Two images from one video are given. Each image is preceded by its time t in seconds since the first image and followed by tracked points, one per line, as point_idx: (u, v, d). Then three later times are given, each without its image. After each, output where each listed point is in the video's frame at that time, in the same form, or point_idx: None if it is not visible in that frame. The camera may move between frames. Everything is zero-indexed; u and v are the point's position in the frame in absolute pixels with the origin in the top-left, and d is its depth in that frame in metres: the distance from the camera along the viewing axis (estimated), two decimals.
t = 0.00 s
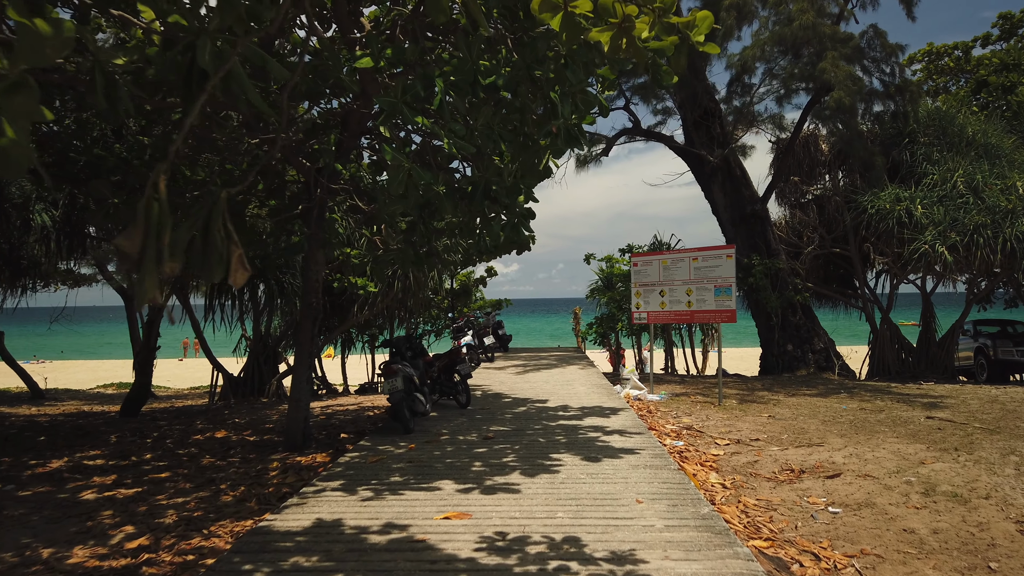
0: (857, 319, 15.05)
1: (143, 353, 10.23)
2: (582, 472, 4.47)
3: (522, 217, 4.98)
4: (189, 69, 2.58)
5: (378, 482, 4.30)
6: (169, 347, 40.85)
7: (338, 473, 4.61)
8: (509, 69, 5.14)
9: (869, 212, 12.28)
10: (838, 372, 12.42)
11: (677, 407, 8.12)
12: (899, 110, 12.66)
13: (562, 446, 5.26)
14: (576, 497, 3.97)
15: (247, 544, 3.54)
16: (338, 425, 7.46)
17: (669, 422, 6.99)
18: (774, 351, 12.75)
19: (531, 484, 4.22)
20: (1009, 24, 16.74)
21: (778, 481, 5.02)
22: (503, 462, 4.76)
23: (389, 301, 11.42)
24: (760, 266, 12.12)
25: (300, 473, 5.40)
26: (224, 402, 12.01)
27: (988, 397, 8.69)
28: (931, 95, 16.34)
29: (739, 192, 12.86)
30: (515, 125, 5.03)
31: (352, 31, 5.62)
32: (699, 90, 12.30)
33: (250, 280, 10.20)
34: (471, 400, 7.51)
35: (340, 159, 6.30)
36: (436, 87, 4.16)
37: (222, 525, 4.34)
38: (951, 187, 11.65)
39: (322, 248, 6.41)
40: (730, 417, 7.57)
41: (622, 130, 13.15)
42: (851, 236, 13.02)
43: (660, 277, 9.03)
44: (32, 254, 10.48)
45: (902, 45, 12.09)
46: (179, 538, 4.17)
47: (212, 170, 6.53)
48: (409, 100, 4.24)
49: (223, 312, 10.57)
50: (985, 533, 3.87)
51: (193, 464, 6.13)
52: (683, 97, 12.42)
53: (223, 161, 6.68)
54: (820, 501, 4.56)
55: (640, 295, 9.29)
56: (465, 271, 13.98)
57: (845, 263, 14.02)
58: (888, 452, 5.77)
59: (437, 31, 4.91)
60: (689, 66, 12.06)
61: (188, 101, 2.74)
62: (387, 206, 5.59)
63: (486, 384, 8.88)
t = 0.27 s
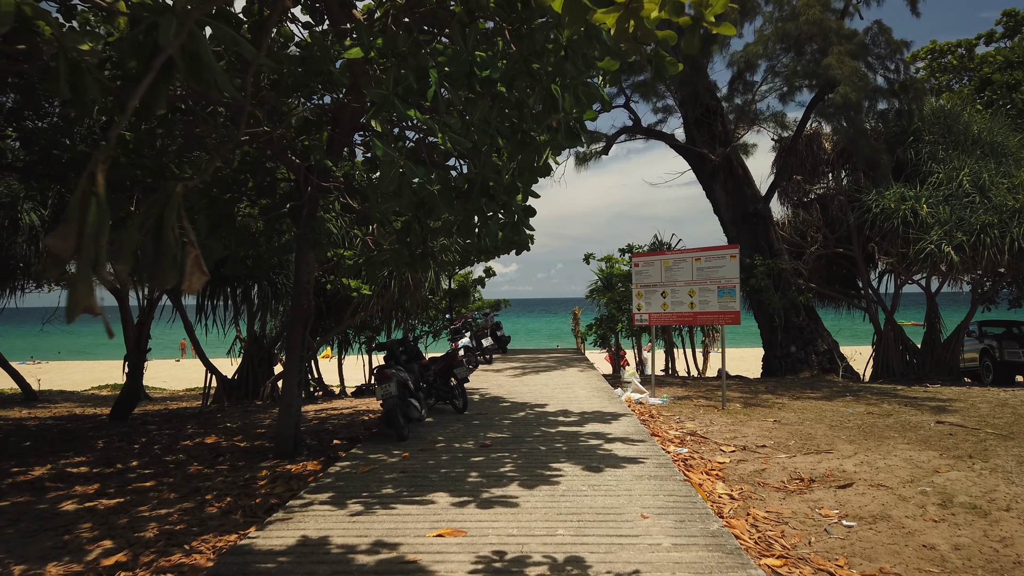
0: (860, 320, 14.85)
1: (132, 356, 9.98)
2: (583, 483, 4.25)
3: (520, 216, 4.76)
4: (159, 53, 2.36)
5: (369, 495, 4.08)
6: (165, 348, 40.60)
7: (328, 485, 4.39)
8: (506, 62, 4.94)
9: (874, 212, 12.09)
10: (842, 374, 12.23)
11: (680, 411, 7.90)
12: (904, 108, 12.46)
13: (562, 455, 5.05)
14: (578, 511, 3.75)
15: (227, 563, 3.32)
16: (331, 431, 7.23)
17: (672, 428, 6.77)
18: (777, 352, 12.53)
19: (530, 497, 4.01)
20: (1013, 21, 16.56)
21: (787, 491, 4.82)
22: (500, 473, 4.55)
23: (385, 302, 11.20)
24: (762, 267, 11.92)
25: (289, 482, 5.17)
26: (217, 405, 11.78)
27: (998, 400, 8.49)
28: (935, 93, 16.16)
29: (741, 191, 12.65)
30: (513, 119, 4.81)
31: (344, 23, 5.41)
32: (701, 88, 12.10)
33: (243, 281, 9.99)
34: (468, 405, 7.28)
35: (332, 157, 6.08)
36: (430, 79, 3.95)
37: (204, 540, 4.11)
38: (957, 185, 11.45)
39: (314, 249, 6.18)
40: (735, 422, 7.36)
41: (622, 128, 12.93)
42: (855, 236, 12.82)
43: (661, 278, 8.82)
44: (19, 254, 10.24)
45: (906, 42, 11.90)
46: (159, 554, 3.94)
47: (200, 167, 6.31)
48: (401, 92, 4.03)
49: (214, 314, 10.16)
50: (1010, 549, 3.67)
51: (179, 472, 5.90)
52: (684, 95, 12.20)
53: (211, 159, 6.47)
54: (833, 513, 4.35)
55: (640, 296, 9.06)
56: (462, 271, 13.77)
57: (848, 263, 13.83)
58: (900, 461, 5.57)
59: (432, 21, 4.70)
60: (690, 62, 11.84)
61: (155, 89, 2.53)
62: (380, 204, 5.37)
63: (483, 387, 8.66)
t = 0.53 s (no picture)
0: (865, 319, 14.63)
1: (123, 355, 9.74)
2: (586, 488, 4.03)
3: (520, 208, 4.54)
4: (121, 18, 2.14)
5: (360, 501, 3.87)
6: (164, 347, 40.43)
7: (318, 490, 4.17)
8: (504, 47, 4.73)
9: (881, 209, 11.88)
10: (848, 374, 12.01)
11: (685, 411, 7.69)
12: (911, 104, 12.25)
13: (564, 458, 4.83)
14: (581, 519, 3.53)
15: (205, 575, 3.11)
16: (325, 433, 7.01)
17: (677, 429, 6.55)
18: (781, 352, 12.31)
19: (530, 503, 3.80)
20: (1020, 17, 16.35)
21: (800, 496, 4.60)
22: (499, 477, 4.33)
23: (382, 301, 10.99)
24: (766, 265, 11.71)
25: (279, 486, 4.95)
26: (212, 406, 11.57)
27: (1011, 401, 8.28)
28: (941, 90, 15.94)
29: (745, 187, 12.44)
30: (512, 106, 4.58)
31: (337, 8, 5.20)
32: (704, 82, 11.88)
33: (239, 279, 9.77)
34: (466, 406, 7.07)
35: (325, 146, 5.86)
36: (424, 60, 3.73)
37: (186, 549, 3.89)
38: (966, 182, 11.24)
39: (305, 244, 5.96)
40: (741, 424, 7.14)
41: (624, 124, 12.72)
42: (861, 234, 12.61)
43: (665, 276, 8.60)
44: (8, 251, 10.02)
45: (913, 35, 11.68)
46: (138, 563, 3.73)
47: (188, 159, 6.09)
48: (393, 76, 3.81)
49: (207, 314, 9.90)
50: None
51: (166, 475, 5.68)
52: (687, 90, 11.99)
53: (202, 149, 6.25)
54: (849, 519, 4.14)
55: (644, 293, 8.85)
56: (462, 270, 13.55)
57: (853, 261, 13.61)
58: (915, 464, 5.36)
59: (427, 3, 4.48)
60: (693, 56, 11.64)
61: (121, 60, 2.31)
62: (373, 196, 5.16)
63: (483, 387, 8.44)
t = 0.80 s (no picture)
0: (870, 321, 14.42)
1: (114, 357, 9.52)
2: (588, 503, 3.81)
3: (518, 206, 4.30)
4: None
5: (348, 517, 3.65)
6: (162, 348, 40.20)
7: (304, 504, 3.95)
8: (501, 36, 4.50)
9: (887, 208, 11.66)
10: (854, 377, 11.80)
11: (689, 417, 7.46)
12: (917, 101, 12.04)
13: (564, 468, 4.61)
14: (582, 537, 3.31)
15: None
16: (318, 439, 6.78)
17: (681, 436, 6.33)
18: (786, 354, 12.09)
19: (528, 519, 3.58)
20: None
21: (812, 509, 4.39)
22: (496, 490, 4.11)
23: (379, 303, 10.78)
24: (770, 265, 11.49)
25: (266, 497, 4.72)
26: (205, 409, 11.34)
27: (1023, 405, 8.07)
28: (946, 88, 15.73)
29: (749, 187, 12.21)
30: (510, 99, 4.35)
31: None
32: (707, 79, 11.66)
33: (232, 281, 9.54)
34: (463, 411, 6.84)
35: (316, 142, 5.64)
36: (416, 48, 3.50)
37: (164, 567, 3.67)
38: (974, 180, 11.02)
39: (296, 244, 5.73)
40: (747, 430, 6.92)
41: (625, 122, 12.50)
42: (867, 234, 12.39)
43: (668, 277, 8.39)
44: None
45: (920, 32, 11.47)
46: None
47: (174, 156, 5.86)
48: (383, 65, 3.58)
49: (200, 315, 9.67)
50: None
51: (150, 485, 5.45)
52: (690, 87, 11.76)
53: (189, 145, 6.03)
54: (865, 535, 3.92)
55: (646, 295, 8.64)
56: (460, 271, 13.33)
57: (858, 262, 13.40)
58: (930, 474, 5.14)
59: None
60: (696, 53, 11.42)
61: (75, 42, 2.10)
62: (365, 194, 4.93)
63: (481, 391, 8.22)
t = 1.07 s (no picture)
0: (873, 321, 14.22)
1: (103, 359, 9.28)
2: (587, 514, 3.60)
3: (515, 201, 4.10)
4: None
5: (333, 530, 3.43)
6: (160, 349, 40.00)
7: (288, 515, 3.73)
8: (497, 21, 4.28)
9: (892, 207, 11.45)
10: (859, 379, 11.59)
11: (691, 420, 7.25)
12: (923, 99, 11.83)
13: (563, 476, 4.40)
14: (580, 552, 3.10)
15: None
16: (309, 444, 6.57)
17: (684, 441, 6.12)
18: (789, 356, 11.87)
19: (524, 532, 3.36)
20: None
21: (823, 519, 4.17)
22: (490, 500, 3.89)
23: (375, 303, 10.57)
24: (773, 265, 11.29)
25: (251, 506, 4.50)
26: (198, 412, 11.13)
27: None
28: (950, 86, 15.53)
29: (752, 185, 12.01)
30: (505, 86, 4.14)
31: None
32: (709, 76, 11.45)
33: (223, 280, 9.32)
34: (459, 415, 6.63)
35: (305, 136, 5.43)
36: (404, 31, 3.29)
37: None
38: (982, 178, 10.80)
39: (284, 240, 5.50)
40: (752, 434, 6.72)
41: (626, 119, 12.30)
42: (871, 233, 12.19)
43: (670, 276, 8.18)
44: None
45: (926, 27, 11.27)
46: None
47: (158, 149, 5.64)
48: (369, 50, 3.37)
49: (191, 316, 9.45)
50: None
51: (131, 493, 5.24)
52: (691, 84, 11.56)
53: (174, 140, 5.83)
54: (880, 547, 3.72)
55: (647, 295, 8.43)
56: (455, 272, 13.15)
57: (861, 262, 13.20)
58: (945, 481, 4.92)
59: None
60: (698, 49, 11.22)
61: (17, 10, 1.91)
62: (355, 188, 4.72)
63: (478, 394, 8.01)
